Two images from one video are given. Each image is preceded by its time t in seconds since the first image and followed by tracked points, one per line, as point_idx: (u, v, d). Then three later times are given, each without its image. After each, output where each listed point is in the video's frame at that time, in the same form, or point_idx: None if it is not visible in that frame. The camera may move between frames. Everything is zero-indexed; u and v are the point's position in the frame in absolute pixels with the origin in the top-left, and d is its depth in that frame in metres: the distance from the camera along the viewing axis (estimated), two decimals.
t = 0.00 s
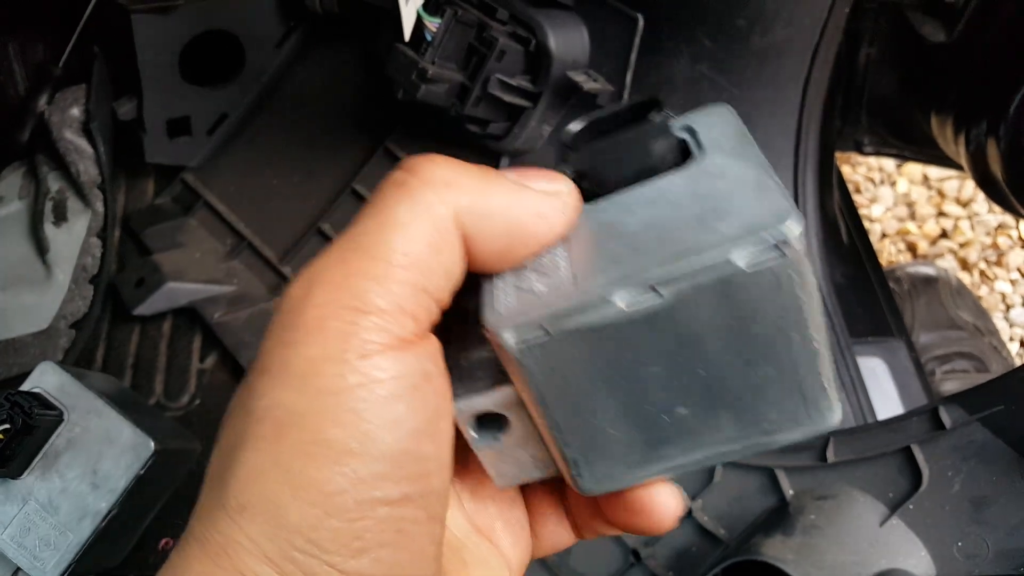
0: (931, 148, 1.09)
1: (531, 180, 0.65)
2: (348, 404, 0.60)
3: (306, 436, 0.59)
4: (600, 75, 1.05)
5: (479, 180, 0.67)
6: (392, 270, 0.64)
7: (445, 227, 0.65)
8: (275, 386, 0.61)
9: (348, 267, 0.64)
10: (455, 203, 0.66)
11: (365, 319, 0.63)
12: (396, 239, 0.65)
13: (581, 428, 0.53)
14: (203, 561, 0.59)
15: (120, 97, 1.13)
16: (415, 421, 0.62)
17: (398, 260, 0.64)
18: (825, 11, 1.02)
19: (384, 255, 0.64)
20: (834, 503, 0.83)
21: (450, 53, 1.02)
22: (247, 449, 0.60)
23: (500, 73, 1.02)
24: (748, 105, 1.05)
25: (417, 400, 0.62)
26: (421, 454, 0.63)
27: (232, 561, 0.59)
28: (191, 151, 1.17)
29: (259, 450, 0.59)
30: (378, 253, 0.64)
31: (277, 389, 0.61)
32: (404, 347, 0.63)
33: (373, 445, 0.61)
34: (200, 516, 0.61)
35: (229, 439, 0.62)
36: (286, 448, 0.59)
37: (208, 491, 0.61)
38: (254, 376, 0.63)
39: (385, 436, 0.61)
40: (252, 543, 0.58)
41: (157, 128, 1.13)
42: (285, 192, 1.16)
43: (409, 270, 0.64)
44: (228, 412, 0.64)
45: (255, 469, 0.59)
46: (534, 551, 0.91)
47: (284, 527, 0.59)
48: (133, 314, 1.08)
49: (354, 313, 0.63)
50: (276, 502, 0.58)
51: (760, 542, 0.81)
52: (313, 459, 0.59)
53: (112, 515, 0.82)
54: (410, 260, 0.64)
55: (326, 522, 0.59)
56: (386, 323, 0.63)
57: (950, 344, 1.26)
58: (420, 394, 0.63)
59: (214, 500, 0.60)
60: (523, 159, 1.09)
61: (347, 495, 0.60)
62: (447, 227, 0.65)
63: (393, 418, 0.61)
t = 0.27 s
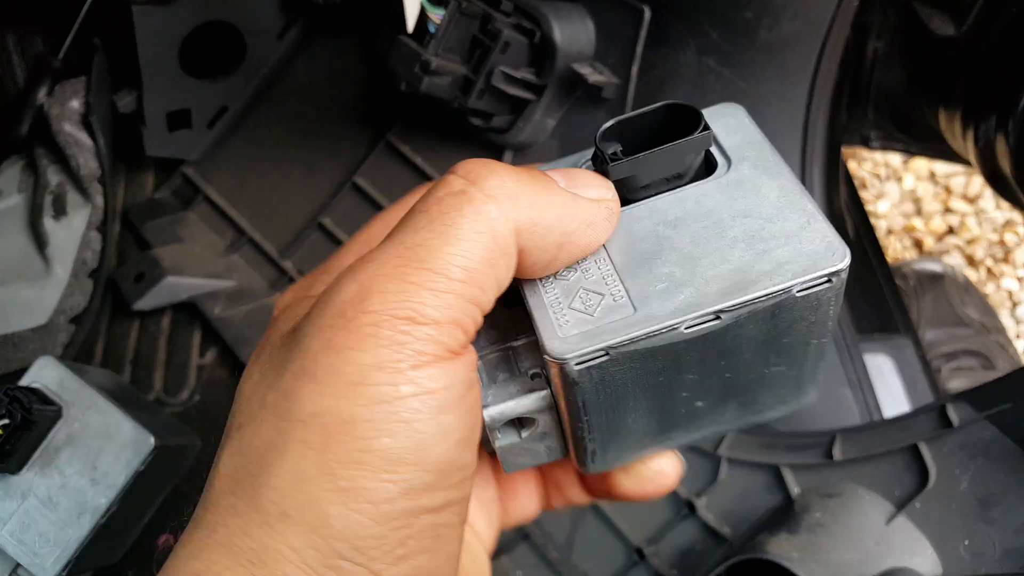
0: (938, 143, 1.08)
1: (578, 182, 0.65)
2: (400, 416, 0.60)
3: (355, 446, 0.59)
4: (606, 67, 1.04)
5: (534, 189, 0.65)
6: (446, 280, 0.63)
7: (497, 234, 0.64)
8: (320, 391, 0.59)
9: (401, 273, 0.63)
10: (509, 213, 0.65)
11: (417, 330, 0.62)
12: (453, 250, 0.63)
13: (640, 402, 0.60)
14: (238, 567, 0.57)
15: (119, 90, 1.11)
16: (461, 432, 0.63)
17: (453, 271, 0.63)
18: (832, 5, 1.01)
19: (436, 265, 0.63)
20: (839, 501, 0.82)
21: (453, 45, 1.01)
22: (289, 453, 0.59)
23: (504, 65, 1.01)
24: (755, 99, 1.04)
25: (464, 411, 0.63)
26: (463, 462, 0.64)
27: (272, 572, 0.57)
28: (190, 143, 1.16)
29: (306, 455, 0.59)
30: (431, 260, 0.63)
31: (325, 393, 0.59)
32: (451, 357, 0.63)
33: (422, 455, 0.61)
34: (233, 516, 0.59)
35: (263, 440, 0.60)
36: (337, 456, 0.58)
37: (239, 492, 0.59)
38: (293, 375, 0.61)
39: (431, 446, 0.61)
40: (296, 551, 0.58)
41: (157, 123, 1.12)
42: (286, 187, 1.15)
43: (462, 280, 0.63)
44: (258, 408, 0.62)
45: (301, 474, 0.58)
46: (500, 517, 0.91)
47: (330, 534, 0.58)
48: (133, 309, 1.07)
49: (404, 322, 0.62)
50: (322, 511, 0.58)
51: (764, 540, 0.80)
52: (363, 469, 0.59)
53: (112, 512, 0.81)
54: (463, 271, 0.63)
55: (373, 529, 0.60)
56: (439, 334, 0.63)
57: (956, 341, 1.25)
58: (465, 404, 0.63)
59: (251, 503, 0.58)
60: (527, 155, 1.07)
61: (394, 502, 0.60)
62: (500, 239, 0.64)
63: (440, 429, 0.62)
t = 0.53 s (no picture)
0: (937, 138, 1.07)
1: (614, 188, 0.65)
2: (474, 436, 0.59)
3: (417, 468, 0.58)
4: (605, 65, 1.04)
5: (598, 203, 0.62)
6: (528, 305, 0.60)
7: (571, 256, 0.61)
8: (401, 411, 0.57)
9: (485, 292, 0.59)
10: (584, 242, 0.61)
11: (484, 354, 0.59)
12: (535, 272, 0.60)
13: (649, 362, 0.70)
14: None
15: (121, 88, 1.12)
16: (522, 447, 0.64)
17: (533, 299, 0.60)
18: (831, 3, 1.03)
19: (506, 284, 0.59)
20: (839, 498, 0.82)
21: (454, 43, 1.02)
22: (365, 471, 0.57)
23: (504, 63, 1.01)
24: (755, 96, 1.04)
25: (519, 429, 0.62)
26: (514, 472, 0.64)
27: None
28: (191, 143, 1.16)
29: (385, 474, 0.57)
30: (511, 281, 0.59)
31: (404, 415, 0.57)
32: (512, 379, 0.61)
33: (480, 474, 0.61)
34: (293, 530, 0.58)
35: (329, 456, 0.58)
36: (402, 479, 0.58)
37: (301, 506, 0.58)
38: (362, 392, 0.58)
39: (497, 462, 0.61)
40: (357, 565, 0.58)
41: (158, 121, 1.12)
42: (289, 183, 1.17)
43: (529, 302, 0.60)
44: (314, 420, 0.59)
45: (376, 493, 0.57)
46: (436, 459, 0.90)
47: (396, 546, 0.59)
48: (135, 307, 1.07)
49: (484, 347, 0.58)
50: (384, 529, 0.58)
51: (764, 536, 0.80)
52: (434, 486, 0.59)
53: (112, 510, 0.82)
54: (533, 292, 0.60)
55: (431, 544, 0.60)
56: (514, 357, 0.61)
57: (957, 337, 1.25)
58: (519, 423, 0.62)
59: (315, 516, 0.58)
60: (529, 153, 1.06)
61: (451, 518, 0.60)
62: (576, 268, 0.61)
63: (497, 449, 0.61)
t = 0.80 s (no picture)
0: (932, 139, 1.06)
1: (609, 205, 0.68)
2: (462, 434, 0.59)
3: (406, 465, 0.58)
4: (603, 65, 1.04)
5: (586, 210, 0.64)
6: (517, 304, 0.60)
7: (561, 255, 0.62)
8: (390, 407, 0.57)
9: (475, 290, 0.59)
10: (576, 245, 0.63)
11: (473, 350, 0.59)
12: (527, 273, 0.61)
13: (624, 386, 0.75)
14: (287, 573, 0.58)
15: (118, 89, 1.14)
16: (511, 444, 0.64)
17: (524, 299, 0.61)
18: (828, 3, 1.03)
19: (495, 281, 0.60)
20: (837, 497, 0.82)
21: (451, 45, 1.02)
22: (353, 467, 0.57)
23: (501, 63, 1.01)
24: (753, 96, 1.04)
25: (508, 426, 0.62)
26: (503, 471, 0.64)
27: None
28: (189, 143, 1.15)
29: (374, 470, 0.57)
30: (501, 279, 0.60)
31: (392, 411, 0.57)
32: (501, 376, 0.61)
33: (468, 471, 0.60)
34: (281, 527, 0.58)
35: (318, 452, 0.58)
36: (390, 475, 0.57)
37: (290, 502, 0.58)
38: (351, 387, 0.58)
39: (484, 459, 0.61)
40: (344, 564, 0.58)
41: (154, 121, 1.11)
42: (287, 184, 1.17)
43: (518, 299, 0.60)
44: (304, 417, 0.59)
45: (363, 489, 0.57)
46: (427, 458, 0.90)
47: (381, 543, 0.58)
48: (133, 307, 1.07)
49: (473, 344, 0.59)
50: (371, 526, 0.58)
51: (762, 537, 0.80)
52: (422, 484, 0.59)
53: (109, 512, 0.82)
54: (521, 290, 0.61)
55: (419, 541, 0.60)
56: (504, 355, 0.61)
57: (955, 337, 1.25)
58: (509, 420, 0.62)
59: (304, 512, 0.57)
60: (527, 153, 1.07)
61: (440, 516, 0.60)
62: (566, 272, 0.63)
63: (486, 446, 0.61)
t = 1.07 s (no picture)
0: (930, 140, 1.06)
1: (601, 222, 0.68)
2: (452, 429, 0.59)
3: (395, 459, 0.57)
4: (600, 67, 1.04)
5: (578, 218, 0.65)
6: (505, 302, 0.60)
7: (550, 258, 0.62)
8: (379, 401, 0.57)
9: (464, 288, 0.59)
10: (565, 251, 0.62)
11: (463, 346, 0.58)
12: (516, 273, 0.61)
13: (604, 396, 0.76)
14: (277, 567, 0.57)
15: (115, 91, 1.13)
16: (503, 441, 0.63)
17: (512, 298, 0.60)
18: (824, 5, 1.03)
19: (484, 278, 0.60)
20: (835, 498, 0.82)
21: (448, 46, 1.02)
22: (342, 459, 0.57)
23: (500, 65, 1.01)
24: (751, 98, 1.04)
25: (499, 422, 0.62)
26: (494, 467, 0.64)
27: None
28: (188, 144, 1.15)
29: (361, 464, 0.57)
30: (490, 277, 0.60)
31: (381, 406, 0.57)
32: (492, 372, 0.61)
33: (459, 467, 0.60)
34: (272, 522, 0.58)
35: (308, 447, 0.58)
36: (380, 470, 0.57)
37: (281, 497, 0.58)
38: (342, 383, 0.58)
39: (475, 455, 0.60)
40: (335, 557, 0.58)
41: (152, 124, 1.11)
42: (286, 186, 1.17)
43: (508, 296, 0.60)
44: (295, 413, 0.59)
45: (351, 483, 0.57)
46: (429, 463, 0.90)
47: (370, 537, 0.58)
48: (133, 309, 1.07)
49: (462, 340, 0.58)
50: (360, 520, 0.57)
51: (760, 538, 0.80)
52: (412, 478, 0.58)
53: (109, 514, 0.82)
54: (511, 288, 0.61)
55: (409, 536, 0.59)
56: (493, 352, 0.60)
57: (953, 338, 1.25)
58: (500, 417, 0.62)
59: (293, 506, 0.58)
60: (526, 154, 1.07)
61: (429, 512, 0.60)
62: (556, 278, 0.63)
63: (477, 442, 0.61)
